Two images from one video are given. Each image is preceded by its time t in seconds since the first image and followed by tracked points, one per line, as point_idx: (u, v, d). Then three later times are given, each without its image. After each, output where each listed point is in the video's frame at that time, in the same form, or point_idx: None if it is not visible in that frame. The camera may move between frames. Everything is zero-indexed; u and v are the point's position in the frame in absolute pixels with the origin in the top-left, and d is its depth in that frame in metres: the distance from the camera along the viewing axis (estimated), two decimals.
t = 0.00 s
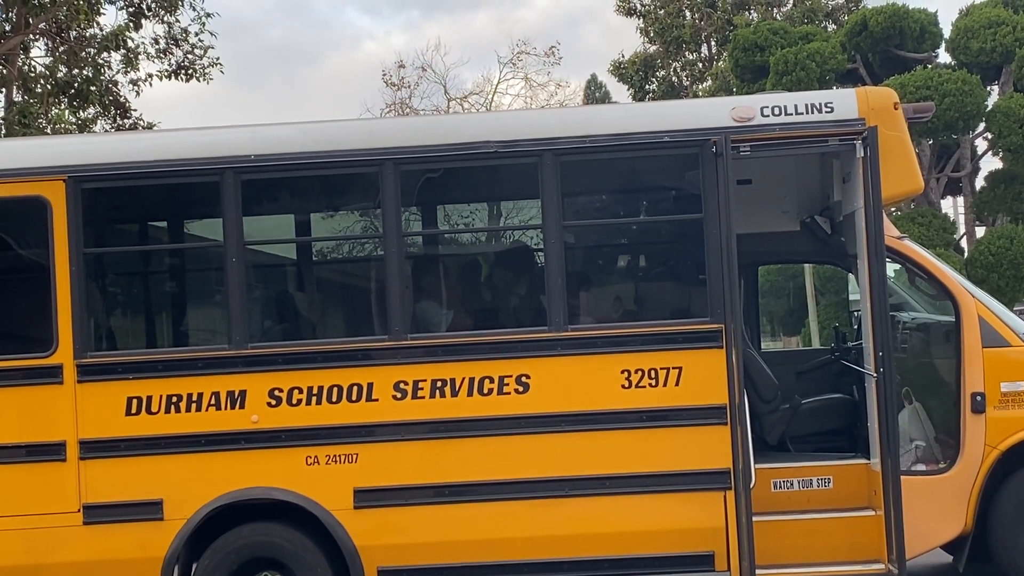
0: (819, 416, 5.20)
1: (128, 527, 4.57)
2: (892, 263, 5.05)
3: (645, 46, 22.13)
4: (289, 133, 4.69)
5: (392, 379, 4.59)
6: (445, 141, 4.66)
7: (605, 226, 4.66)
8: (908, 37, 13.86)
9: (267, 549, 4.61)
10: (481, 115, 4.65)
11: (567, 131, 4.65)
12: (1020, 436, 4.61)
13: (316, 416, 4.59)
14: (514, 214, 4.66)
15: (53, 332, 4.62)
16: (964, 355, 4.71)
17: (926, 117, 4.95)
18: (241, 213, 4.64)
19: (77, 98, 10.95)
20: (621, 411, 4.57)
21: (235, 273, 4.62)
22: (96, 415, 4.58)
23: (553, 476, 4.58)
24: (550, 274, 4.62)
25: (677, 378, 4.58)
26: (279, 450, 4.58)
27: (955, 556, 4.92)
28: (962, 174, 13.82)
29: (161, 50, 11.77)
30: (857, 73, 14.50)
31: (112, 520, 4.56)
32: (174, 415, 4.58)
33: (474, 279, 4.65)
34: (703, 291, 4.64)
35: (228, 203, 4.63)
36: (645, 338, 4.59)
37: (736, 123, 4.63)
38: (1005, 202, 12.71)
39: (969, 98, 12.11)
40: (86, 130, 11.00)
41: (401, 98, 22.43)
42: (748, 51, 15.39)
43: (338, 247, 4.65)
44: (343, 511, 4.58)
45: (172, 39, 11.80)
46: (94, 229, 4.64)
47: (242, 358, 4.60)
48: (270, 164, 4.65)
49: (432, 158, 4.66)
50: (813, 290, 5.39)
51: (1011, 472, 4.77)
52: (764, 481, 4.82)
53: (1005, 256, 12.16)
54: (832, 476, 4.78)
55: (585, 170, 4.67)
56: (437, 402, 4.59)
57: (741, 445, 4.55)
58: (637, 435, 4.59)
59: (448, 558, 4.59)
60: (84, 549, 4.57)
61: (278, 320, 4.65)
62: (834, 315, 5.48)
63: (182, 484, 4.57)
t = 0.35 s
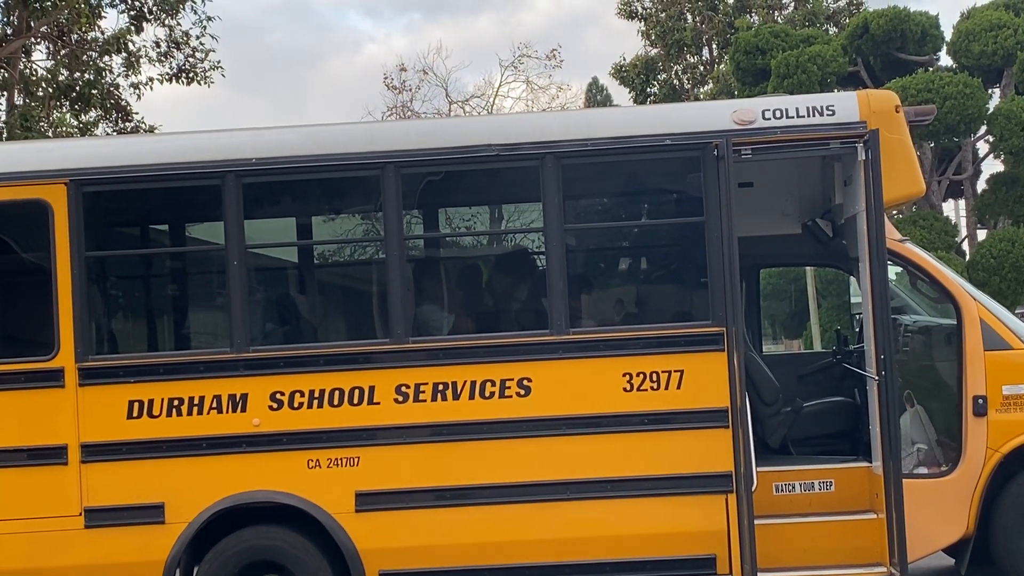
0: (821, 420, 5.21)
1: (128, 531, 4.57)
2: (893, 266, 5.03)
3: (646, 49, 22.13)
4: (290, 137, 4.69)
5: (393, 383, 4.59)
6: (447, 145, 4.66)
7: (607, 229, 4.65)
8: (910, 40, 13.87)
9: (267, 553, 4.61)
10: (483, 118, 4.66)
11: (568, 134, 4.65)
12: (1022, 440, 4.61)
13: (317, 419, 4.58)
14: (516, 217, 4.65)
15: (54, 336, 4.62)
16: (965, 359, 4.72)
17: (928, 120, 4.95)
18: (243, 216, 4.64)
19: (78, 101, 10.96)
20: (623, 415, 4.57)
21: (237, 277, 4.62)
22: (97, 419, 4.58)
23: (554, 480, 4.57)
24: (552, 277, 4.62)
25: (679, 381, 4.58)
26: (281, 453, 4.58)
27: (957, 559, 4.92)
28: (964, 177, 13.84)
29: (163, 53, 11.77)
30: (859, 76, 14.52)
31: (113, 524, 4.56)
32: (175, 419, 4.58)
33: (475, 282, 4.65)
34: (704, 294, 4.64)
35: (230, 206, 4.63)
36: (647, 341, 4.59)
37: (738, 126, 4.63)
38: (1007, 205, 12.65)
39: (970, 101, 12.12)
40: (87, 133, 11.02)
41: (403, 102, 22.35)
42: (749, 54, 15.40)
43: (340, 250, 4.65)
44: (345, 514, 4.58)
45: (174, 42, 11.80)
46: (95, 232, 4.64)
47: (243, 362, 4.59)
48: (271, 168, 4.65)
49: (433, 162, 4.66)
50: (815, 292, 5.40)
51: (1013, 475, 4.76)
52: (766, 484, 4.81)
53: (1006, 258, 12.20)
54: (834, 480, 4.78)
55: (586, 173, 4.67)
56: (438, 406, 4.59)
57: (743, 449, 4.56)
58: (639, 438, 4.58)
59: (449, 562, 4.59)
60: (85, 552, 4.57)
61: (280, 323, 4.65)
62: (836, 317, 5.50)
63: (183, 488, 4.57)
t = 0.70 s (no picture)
0: (821, 422, 5.22)
1: (132, 534, 4.58)
2: (896, 268, 5.04)
3: (648, 51, 22.14)
4: (293, 140, 4.69)
5: (396, 385, 4.60)
6: (449, 147, 4.66)
7: (609, 231, 4.65)
8: (912, 41, 13.85)
9: (271, 556, 4.61)
10: (485, 121, 4.66)
11: (570, 137, 4.65)
12: None
13: (320, 422, 4.58)
14: (518, 220, 4.66)
15: (57, 340, 4.62)
16: (968, 361, 4.72)
17: (930, 122, 4.95)
18: (245, 219, 4.64)
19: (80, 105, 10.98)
20: (625, 417, 4.57)
21: (239, 280, 4.62)
22: (100, 422, 4.58)
23: (557, 482, 4.57)
24: (554, 280, 4.61)
25: (681, 384, 4.58)
26: (284, 457, 4.58)
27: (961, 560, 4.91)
28: (966, 179, 13.84)
29: (165, 57, 11.77)
30: (861, 77, 14.52)
31: (116, 528, 4.56)
32: (178, 422, 4.58)
33: (478, 285, 4.65)
34: (707, 296, 4.63)
35: (232, 209, 4.63)
36: (650, 343, 4.58)
37: (740, 128, 4.63)
38: (1009, 206, 12.63)
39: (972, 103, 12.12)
40: (89, 136, 11.06)
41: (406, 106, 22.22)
42: (751, 56, 15.41)
43: (342, 253, 4.65)
44: (348, 517, 4.58)
45: (176, 46, 11.81)
46: (98, 236, 4.64)
47: (246, 365, 4.59)
48: (274, 171, 4.65)
49: (435, 164, 4.65)
50: (817, 294, 5.42)
51: (1017, 476, 4.74)
52: (769, 486, 4.81)
53: (1009, 260, 12.23)
54: (838, 482, 4.78)
55: (589, 175, 4.67)
56: (441, 408, 4.59)
57: (746, 451, 4.55)
58: (642, 441, 4.58)
59: (453, 565, 4.59)
60: (89, 556, 4.57)
61: (283, 327, 4.65)
62: (839, 319, 5.55)
63: (186, 491, 4.57)
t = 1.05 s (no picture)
0: (827, 422, 5.22)
1: (137, 537, 4.58)
2: (900, 268, 5.05)
3: (651, 52, 22.14)
4: (296, 143, 4.69)
5: (401, 388, 4.59)
6: (452, 150, 4.66)
7: (613, 232, 4.65)
8: (915, 42, 13.84)
9: (275, 559, 4.60)
10: (488, 123, 4.66)
11: (574, 139, 4.65)
12: None
13: (325, 425, 4.59)
14: (521, 222, 4.66)
15: (62, 343, 4.62)
16: (973, 361, 4.71)
17: (934, 122, 4.95)
18: (249, 222, 4.64)
19: (84, 108, 11.02)
20: (630, 418, 4.57)
21: (243, 283, 4.62)
22: (105, 426, 4.58)
23: (561, 484, 4.57)
24: (558, 281, 4.61)
25: (686, 385, 4.58)
26: (289, 459, 4.58)
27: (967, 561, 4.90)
28: (970, 179, 13.84)
29: (169, 60, 11.78)
30: (865, 78, 14.51)
31: (121, 531, 4.56)
32: (183, 425, 4.58)
33: (481, 287, 4.65)
34: (711, 297, 4.63)
35: (236, 212, 4.64)
36: (654, 344, 4.58)
37: (744, 129, 4.62)
38: (1013, 206, 12.67)
39: (975, 103, 12.12)
40: (93, 140, 11.10)
41: (409, 108, 22.24)
42: (754, 57, 15.42)
43: (346, 256, 4.65)
44: (352, 520, 4.58)
45: (180, 49, 11.82)
46: (102, 240, 4.64)
47: (250, 368, 4.59)
48: (277, 174, 4.65)
49: (439, 167, 4.65)
50: (821, 296, 5.47)
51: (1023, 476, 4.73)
52: (774, 487, 4.81)
53: (1014, 260, 12.22)
54: (843, 482, 4.77)
55: (592, 177, 4.66)
56: (446, 410, 4.59)
57: (752, 452, 4.54)
58: (646, 442, 4.58)
59: (457, 566, 4.59)
60: (93, 559, 4.57)
61: (287, 329, 4.65)
62: (843, 319, 5.54)
63: (190, 494, 4.57)
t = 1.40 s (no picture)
0: (834, 422, 5.21)
1: (143, 540, 4.58)
2: (905, 267, 5.04)
3: (655, 53, 22.15)
4: (301, 145, 4.69)
5: (406, 390, 4.60)
6: (456, 151, 4.66)
7: (618, 233, 4.66)
8: (919, 41, 13.84)
9: (282, 561, 4.61)
10: (493, 124, 4.66)
11: (578, 139, 4.65)
12: None
13: (331, 427, 4.59)
14: (526, 223, 4.66)
15: (67, 347, 4.63)
16: (978, 360, 4.71)
17: (938, 121, 4.96)
18: (254, 225, 4.65)
19: (88, 112, 11.03)
20: (635, 419, 4.57)
21: (248, 286, 4.62)
22: (111, 429, 4.59)
23: (567, 485, 4.58)
24: (563, 282, 4.61)
25: (691, 385, 4.58)
26: (295, 461, 4.58)
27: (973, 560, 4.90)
28: (975, 178, 13.84)
29: (173, 63, 11.79)
30: (869, 77, 14.49)
31: (128, 534, 4.57)
32: (189, 428, 4.58)
33: (487, 288, 4.65)
34: (716, 298, 4.64)
35: (240, 215, 4.64)
36: (660, 345, 4.58)
37: (748, 129, 4.63)
38: (1017, 204, 12.70)
39: (980, 102, 12.11)
40: (98, 143, 11.14)
41: (413, 109, 22.25)
42: (758, 57, 15.43)
43: (351, 258, 4.65)
44: (359, 522, 4.58)
45: (184, 52, 11.83)
46: (107, 243, 4.65)
47: (256, 370, 4.59)
48: (282, 176, 4.65)
49: (443, 168, 4.65)
50: (827, 296, 5.47)
51: None
52: (780, 487, 4.81)
53: (1019, 259, 12.21)
54: (849, 482, 4.78)
55: (596, 177, 4.67)
56: (451, 412, 4.59)
57: (758, 452, 4.55)
58: (652, 443, 4.58)
59: (464, 568, 4.59)
60: (100, 562, 4.58)
61: (293, 332, 4.66)
62: (848, 319, 5.56)
63: (197, 497, 4.58)
